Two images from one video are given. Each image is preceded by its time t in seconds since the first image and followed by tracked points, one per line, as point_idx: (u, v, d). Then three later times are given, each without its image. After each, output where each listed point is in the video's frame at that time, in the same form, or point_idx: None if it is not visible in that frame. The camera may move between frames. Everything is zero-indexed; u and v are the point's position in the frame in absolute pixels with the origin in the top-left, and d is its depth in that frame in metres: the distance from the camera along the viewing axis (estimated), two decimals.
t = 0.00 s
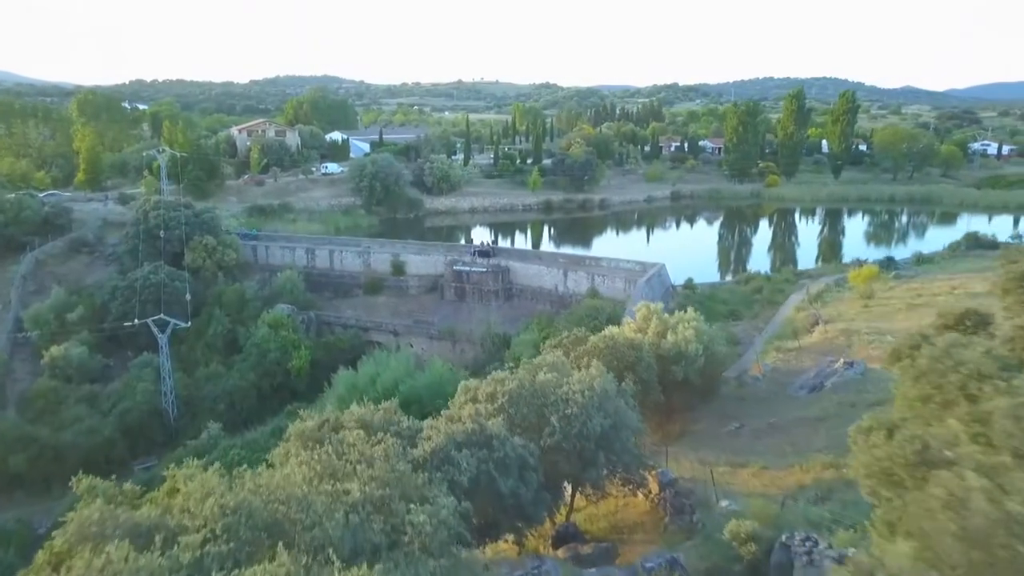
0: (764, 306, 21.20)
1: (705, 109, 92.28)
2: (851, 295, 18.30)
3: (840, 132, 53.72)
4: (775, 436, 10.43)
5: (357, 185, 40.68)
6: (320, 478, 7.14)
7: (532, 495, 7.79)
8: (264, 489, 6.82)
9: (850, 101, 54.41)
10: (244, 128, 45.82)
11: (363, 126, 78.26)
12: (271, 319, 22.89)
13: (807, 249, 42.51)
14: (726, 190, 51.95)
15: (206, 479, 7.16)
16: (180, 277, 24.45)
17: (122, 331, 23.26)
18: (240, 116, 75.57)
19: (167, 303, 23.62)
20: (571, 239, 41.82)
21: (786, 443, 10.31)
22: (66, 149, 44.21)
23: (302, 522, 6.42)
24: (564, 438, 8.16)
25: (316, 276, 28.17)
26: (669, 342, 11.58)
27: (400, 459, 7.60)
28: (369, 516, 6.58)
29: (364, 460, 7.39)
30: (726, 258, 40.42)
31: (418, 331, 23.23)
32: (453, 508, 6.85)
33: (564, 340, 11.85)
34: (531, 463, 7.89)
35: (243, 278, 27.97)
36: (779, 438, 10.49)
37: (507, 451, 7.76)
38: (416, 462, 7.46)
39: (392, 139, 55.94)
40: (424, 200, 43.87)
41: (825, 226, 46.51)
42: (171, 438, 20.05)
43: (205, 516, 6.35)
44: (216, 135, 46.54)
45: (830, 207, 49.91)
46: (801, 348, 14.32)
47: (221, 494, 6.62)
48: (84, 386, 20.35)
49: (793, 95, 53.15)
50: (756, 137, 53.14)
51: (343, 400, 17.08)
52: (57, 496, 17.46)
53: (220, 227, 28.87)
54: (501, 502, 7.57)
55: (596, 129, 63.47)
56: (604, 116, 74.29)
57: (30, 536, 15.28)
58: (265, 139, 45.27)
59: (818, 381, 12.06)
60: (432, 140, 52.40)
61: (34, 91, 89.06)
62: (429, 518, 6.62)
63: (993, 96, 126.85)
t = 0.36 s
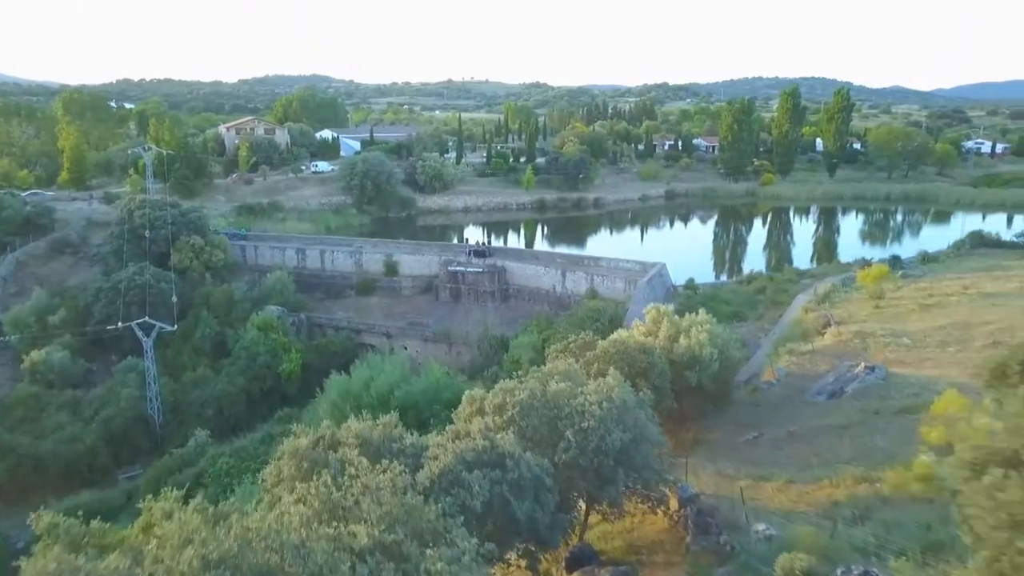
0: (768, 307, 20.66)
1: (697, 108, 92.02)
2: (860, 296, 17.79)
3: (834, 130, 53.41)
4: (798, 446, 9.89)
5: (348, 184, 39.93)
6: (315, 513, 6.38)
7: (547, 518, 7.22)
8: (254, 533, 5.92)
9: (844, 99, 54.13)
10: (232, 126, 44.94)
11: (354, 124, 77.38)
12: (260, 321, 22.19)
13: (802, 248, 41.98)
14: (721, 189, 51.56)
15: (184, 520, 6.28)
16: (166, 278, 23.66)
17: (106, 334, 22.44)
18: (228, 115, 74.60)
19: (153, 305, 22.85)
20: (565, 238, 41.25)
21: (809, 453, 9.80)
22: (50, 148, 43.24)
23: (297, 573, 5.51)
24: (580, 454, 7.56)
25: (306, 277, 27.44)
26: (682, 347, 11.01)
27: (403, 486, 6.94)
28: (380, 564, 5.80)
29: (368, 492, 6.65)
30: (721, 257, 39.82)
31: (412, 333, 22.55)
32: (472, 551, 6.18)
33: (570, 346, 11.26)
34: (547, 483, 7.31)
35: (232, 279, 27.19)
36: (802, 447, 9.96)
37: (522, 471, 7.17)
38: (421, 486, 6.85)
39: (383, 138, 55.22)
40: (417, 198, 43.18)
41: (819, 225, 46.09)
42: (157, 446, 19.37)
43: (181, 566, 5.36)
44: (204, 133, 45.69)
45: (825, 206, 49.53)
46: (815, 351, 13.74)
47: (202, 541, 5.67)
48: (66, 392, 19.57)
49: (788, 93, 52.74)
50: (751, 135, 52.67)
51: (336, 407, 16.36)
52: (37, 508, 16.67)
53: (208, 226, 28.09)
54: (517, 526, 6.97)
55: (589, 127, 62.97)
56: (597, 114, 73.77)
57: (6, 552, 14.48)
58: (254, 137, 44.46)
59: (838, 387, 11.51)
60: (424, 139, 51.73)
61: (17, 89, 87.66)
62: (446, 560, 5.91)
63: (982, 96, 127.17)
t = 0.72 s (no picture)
0: (777, 309, 20.09)
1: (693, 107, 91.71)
2: (875, 297, 17.28)
3: (833, 128, 52.99)
4: (832, 462, 9.53)
5: (342, 183, 39.23)
6: (325, 556, 5.68)
7: (574, 548, 6.65)
8: None
9: (843, 97, 53.74)
10: (224, 124, 44.08)
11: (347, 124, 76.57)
12: (253, 324, 21.54)
13: (800, 248, 41.46)
14: (720, 187, 51.14)
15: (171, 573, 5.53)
16: (154, 280, 22.87)
17: (92, 338, 21.69)
18: (220, 114, 73.76)
19: (141, 308, 22.10)
20: (562, 238, 40.65)
21: (842, 468, 9.42)
22: (37, 147, 42.31)
23: None
24: (606, 475, 7.03)
25: (300, 278, 26.71)
26: (701, 353, 10.39)
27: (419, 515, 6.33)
28: None
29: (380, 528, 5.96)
30: (719, 258, 39.27)
31: (410, 336, 21.92)
32: None
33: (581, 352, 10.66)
34: (572, 508, 6.76)
35: (223, 280, 26.44)
36: (836, 461, 9.60)
37: (546, 498, 6.62)
38: (440, 517, 6.20)
39: (377, 136, 54.50)
40: (412, 198, 42.53)
41: (818, 225, 45.63)
42: (145, 454, 18.59)
43: None
44: (195, 131, 44.88)
45: (824, 205, 49.10)
46: (835, 355, 13.15)
47: None
48: (50, 399, 18.81)
49: (787, 91, 52.28)
50: (750, 133, 52.06)
51: (333, 415, 15.68)
52: (18, 521, 15.93)
53: (199, 226, 27.36)
54: (543, 559, 6.39)
55: (585, 126, 62.39)
56: (593, 113, 73.23)
57: None
58: (245, 135, 43.63)
59: (865, 397, 11.09)
60: (420, 138, 51.04)
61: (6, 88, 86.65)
62: None
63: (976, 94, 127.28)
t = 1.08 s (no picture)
0: (789, 311, 19.48)
1: (689, 106, 91.28)
2: (892, 299, 16.75)
3: (833, 127, 52.51)
4: (871, 478, 8.98)
5: (337, 182, 38.51)
6: None
7: None
8: None
9: (843, 95, 53.25)
10: (216, 122, 43.18)
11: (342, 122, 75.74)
12: (247, 328, 20.81)
13: (800, 248, 40.93)
14: (720, 186, 50.61)
15: None
16: (144, 281, 22.10)
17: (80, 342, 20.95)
18: (213, 114, 72.93)
19: (131, 311, 21.33)
20: (560, 238, 40.01)
21: (882, 485, 8.87)
22: (25, 146, 41.43)
23: None
24: (640, 502, 6.68)
25: (295, 280, 25.96)
26: (726, 361, 9.78)
27: (442, 556, 5.86)
28: None
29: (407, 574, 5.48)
30: (719, 258, 38.69)
31: (409, 340, 21.27)
32: None
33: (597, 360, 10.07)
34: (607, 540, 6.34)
35: (216, 282, 25.69)
36: (875, 476, 9.07)
37: (581, 532, 6.15)
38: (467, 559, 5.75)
39: (372, 135, 53.76)
40: (409, 197, 41.85)
41: (818, 224, 45.12)
42: (134, 464, 17.82)
43: None
44: (187, 130, 44.07)
45: (824, 204, 48.61)
46: (859, 361, 12.55)
47: None
48: (35, 406, 18.06)
49: (787, 89, 51.75)
50: (750, 132, 51.35)
51: (331, 423, 15.02)
52: None
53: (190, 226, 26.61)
54: None
55: (582, 124, 61.74)
56: (590, 112, 72.59)
57: None
58: (238, 133, 42.82)
59: (899, 406, 10.58)
60: (415, 136, 50.33)
61: None
62: None
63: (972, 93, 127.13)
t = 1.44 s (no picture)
0: (802, 313, 18.89)
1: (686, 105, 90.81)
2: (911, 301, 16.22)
3: (833, 125, 52.00)
4: (918, 498, 8.48)
5: (332, 181, 37.78)
6: None
7: None
8: None
9: (843, 93, 52.72)
10: (208, 120, 42.38)
11: (336, 121, 74.93)
12: (240, 331, 20.10)
13: (800, 248, 40.37)
14: (719, 185, 50.10)
15: None
16: (133, 284, 21.34)
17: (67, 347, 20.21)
18: (206, 113, 71.99)
19: (119, 314, 20.57)
20: (559, 238, 39.33)
21: (930, 505, 8.37)
22: (12, 145, 40.52)
23: None
24: (685, 533, 6.54)
25: (289, 282, 25.22)
26: (754, 369, 9.17)
27: None
28: None
29: None
30: (718, 257, 38.05)
31: (408, 344, 20.62)
32: None
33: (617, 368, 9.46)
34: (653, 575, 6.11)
35: (208, 284, 24.95)
36: (922, 495, 8.58)
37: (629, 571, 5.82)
38: None
39: (367, 134, 52.96)
40: (405, 197, 41.15)
41: (818, 224, 44.57)
42: (122, 475, 17.12)
43: None
44: (178, 128, 43.23)
45: (825, 203, 48.11)
46: (886, 367, 11.97)
47: None
48: (19, 415, 17.33)
49: (787, 87, 51.26)
50: (749, 130, 50.76)
51: (328, 432, 14.34)
52: None
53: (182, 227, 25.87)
54: None
55: (579, 123, 61.07)
56: (586, 111, 72.02)
57: None
58: (230, 131, 41.99)
59: (938, 416, 10.09)
60: (411, 134, 49.59)
61: None
62: None
63: (967, 93, 126.94)
